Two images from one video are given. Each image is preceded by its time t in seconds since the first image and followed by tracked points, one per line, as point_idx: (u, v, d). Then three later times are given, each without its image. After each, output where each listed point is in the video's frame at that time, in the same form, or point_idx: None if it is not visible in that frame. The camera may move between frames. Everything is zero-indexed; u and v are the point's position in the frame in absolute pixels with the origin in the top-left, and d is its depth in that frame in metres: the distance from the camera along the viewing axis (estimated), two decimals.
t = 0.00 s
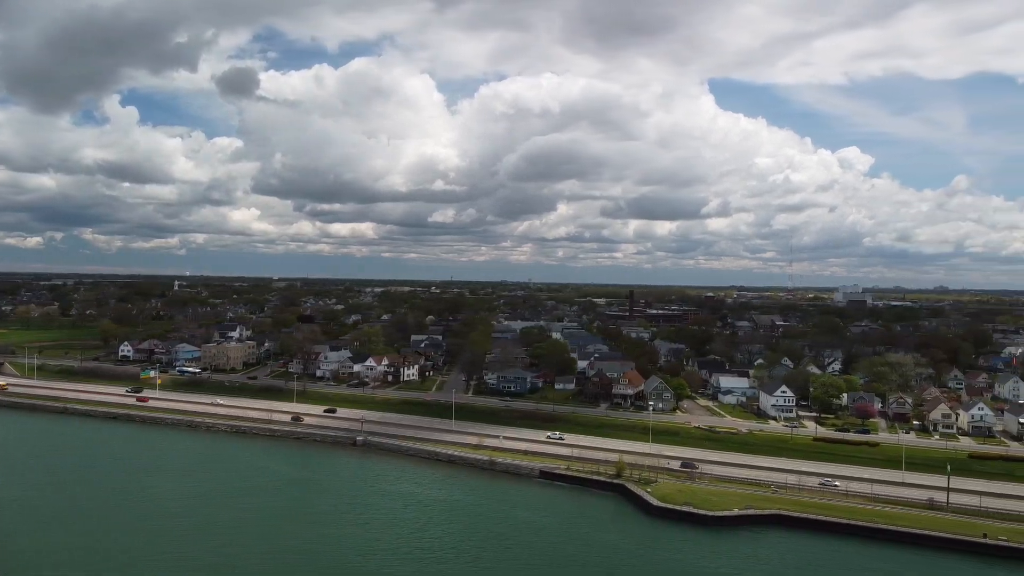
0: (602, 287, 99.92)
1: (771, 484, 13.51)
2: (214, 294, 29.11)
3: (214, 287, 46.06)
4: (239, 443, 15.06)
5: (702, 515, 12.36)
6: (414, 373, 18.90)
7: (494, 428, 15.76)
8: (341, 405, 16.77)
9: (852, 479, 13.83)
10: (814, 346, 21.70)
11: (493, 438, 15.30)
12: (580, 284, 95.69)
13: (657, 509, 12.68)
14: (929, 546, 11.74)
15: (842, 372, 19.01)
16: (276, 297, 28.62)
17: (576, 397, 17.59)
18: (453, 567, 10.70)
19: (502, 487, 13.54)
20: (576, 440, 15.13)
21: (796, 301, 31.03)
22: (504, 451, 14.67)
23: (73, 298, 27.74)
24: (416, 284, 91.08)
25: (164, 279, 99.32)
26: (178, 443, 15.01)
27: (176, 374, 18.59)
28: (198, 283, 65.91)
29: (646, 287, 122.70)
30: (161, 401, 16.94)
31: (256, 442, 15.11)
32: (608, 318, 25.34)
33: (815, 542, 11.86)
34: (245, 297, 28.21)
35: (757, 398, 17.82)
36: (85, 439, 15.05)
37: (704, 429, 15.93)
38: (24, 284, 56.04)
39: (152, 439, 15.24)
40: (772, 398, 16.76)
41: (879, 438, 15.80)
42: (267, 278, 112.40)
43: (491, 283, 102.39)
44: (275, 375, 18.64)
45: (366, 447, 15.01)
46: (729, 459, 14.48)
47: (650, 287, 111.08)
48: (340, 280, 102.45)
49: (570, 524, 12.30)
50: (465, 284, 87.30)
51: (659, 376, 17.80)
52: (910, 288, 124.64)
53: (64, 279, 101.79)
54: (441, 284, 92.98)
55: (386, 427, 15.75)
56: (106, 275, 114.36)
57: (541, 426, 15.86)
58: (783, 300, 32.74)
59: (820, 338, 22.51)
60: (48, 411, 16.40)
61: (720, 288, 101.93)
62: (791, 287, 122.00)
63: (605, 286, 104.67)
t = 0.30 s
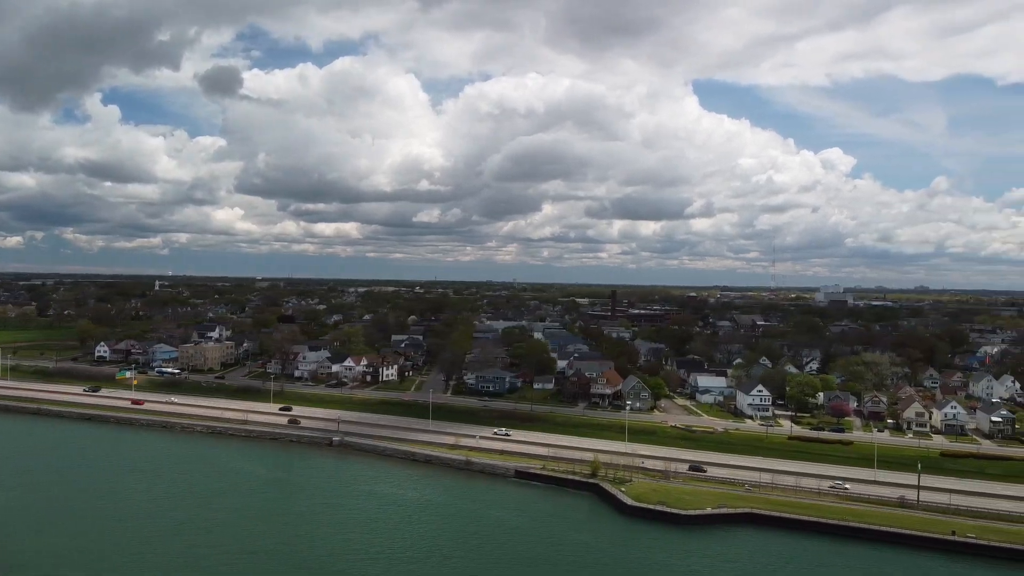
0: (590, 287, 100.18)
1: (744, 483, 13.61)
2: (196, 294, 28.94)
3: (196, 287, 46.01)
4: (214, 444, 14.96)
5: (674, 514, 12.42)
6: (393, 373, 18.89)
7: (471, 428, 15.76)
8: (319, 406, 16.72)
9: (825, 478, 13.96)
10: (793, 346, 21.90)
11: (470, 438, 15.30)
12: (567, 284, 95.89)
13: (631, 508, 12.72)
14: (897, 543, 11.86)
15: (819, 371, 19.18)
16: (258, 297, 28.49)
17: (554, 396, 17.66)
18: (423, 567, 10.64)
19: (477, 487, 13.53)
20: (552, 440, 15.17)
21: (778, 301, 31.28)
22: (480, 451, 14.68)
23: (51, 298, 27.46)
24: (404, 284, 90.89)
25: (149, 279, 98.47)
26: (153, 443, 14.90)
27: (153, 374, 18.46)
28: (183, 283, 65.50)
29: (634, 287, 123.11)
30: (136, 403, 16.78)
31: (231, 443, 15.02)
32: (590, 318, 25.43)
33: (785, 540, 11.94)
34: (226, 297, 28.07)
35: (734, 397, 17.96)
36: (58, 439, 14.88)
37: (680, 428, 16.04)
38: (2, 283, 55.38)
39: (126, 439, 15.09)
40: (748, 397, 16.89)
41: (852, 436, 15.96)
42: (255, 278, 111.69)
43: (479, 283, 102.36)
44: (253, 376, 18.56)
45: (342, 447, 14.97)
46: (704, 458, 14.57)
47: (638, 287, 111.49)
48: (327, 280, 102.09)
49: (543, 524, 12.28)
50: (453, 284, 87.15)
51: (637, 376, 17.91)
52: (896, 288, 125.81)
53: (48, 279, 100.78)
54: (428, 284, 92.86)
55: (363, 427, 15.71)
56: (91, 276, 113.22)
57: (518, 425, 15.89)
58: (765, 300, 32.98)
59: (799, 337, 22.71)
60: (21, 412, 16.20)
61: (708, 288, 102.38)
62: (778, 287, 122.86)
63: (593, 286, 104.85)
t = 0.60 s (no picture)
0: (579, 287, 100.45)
1: (720, 482, 13.69)
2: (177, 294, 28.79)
3: (179, 288, 45.92)
4: (190, 445, 14.86)
5: (649, 513, 12.44)
6: (373, 373, 18.89)
7: (450, 428, 15.76)
8: (297, 406, 16.68)
9: (799, 476, 14.07)
10: (772, 345, 22.09)
11: (447, 438, 15.29)
12: (557, 284, 96.12)
13: (606, 508, 12.73)
14: (869, 541, 11.94)
15: (797, 371, 19.35)
16: (241, 298, 28.38)
17: (534, 395, 17.73)
18: (394, 566, 10.55)
19: (453, 486, 13.50)
20: (529, 440, 15.19)
21: (761, 301, 31.51)
22: (457, 451, 14.67)
23: (30, 298, 27.23)
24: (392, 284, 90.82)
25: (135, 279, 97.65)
26: (127, 444, 14.77)
27: (130, 376, 18.34)
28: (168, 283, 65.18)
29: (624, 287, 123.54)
30: (112, 404, 16.64)
31: (207, 444, 14.92)
32: (573, 318, 25.52)
33: (759, 539, 11.98)
34: (209, 297, 27.94)
35: (712, 396, 18.10)
36: (31, 439, 14.71)
37: (658, 428, 16.12)
38: None
39: (100, 440, 14.91)
40: (726, 396, 17.02)
41: (828, 435, 16.11)
42: (241, 278, 111.22)
43: (468, 284, 102.40)
44: (232, 377, 18.51)
45: (319, 447, 14.91)
46: (680, 458, 14.64)
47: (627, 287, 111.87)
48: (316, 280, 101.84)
49: (518, 523, 12.24)
50: (442, 284, 87.15)
51: (616, 376, 18.01)
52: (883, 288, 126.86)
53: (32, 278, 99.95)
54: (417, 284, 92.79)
55: (340, 428, 15.67)
56: (76, 276, 112.11)
57: (497, 425, 15.91)
58: (749, 300, 33.22)
59: (779, 337, 22.91)
60: None
61: (697, 288, 102.72)
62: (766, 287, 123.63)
63: (582, 286, 105.15)
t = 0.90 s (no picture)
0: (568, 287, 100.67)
1: (696, 481, 13.77)
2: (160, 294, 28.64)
3: (161, 287, 45.81)
4: (166, 446, 14.78)
5: (625, 513, 12.47)
6: (354, 373, 18.89)
7: (428, 428, 15.76)
8: (277, 407, 16.64)
9: (775, 476, 14.17)
10: (753, 344, 22.25)
11: (425, 439, 15.29)
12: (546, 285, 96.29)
13: (582, 508, 12.75)
14: (842, 540, 12.03)
15: (777, 370, 19.50)
16: (224, 298, 28.28)
17: (514, 395, 17.80)
18: (364, 567, 10.50)
19: (430, 486, 13.50)
20: (508, 440, 15.22)
21: (745, 300, 31.70)
22: (435, 452, 14.67)
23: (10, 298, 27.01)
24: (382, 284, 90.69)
25: (123, 279, 96.93)
26: (103, 445, 14.68)
27: (107, 377, 18.21)
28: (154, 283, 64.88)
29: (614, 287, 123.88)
30: (89, 405, 16.50)
31: (184, 445, 14.84)
32: (557, 317, 25.60)
33: (734, 539, 12.03)
34: (192, 297, 27.83)
35: (691, 396, 18.22)
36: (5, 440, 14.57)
37: (637, 427, 16.20)
38: None
39: (75, 441, 14.76)
40: (705, 396, 17.14)
41: (806, 434, 16.23)
42: (230, 278, 110.84)
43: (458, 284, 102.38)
44: (211, 378, 18.45)
45: (297, 448, 14.86)
46: (658, 458, 14.71)
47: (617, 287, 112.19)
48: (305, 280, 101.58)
49: (494, 523, 12.23)
50: (431, 284, 87.11)
51: (597, 376, 18.10)
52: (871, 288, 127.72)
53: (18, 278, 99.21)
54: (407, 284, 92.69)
55: (319, 429, 15.63)
56: (64, 276, 111.36)
57: (476, 425, 15.94)
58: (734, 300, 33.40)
59: (760, 336, 23.08)
60: None
61: (685, 288, 103.11)
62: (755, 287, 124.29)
63: (572, 286, 105.37)
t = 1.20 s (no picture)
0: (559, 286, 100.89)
1: (674, 480, 13.84)
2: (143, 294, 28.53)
3: (145, 287, 45.72)
4: (143, 446, 14.70)
5: (601, 512, 12.50)
6: (336, 373, 18.89)
7: (408, 428, 15.77)
8: (256, 407, 16.60)
9: (753, 475, 14.26)
10: (735, 344, 22.39)
11: (404, 439, 15.29)
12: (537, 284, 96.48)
13: (559, 507, 12.78)
14: (816, 538, 12.10)
15: (757, 369, 19.61)
16: (208, 298, 28.19)
17: (495, 395, 17.84)
18: (336, 567, 10.47)
19: (408, 486, 13.50)
20: (488, 440, 15.25)
21: (730, 300, 31.87)
22: (414, 452, 14.68)
23: None
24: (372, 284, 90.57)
25: (111, 278, 96.23)
26: (79, 446, 14.59)
27: (86, 377, 18.11)
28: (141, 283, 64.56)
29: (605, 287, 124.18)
30: (66, 406, 16.39)
31: (161, 446, 14.77)
32: (542, 317, 25.68)
33: (709, 538, 12.08)
34: (175, 297, 27.73)
35: (672, 395, 18.32)
36: None
37: (617, 427, 16.27)
38: None
39: (51, 442, 14.66)
40: (685, 395, 17.23)
41: (785, 433, 16.34)
42: (219, 278, 110.40)
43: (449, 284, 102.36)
44: (191, 378, 18.40)
45: (275, 449, 14.83)
46: (636, 458, 14.78)
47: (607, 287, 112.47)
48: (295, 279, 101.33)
49: (470, 523, 12.21)
50: (421, 284, 87.09)
51: (578, 375, 18.16)
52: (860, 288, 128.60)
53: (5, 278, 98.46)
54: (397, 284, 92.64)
55: (297, 429, 15.60)
56: (51, 276, 110.43)
57: (456, 425, 15.95)
58: (719, 299, 33.58)
59: (742, 335, 23.23)
60: None
61: (675, 288, 103.49)
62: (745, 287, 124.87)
63: (563, 286, 105.57)
